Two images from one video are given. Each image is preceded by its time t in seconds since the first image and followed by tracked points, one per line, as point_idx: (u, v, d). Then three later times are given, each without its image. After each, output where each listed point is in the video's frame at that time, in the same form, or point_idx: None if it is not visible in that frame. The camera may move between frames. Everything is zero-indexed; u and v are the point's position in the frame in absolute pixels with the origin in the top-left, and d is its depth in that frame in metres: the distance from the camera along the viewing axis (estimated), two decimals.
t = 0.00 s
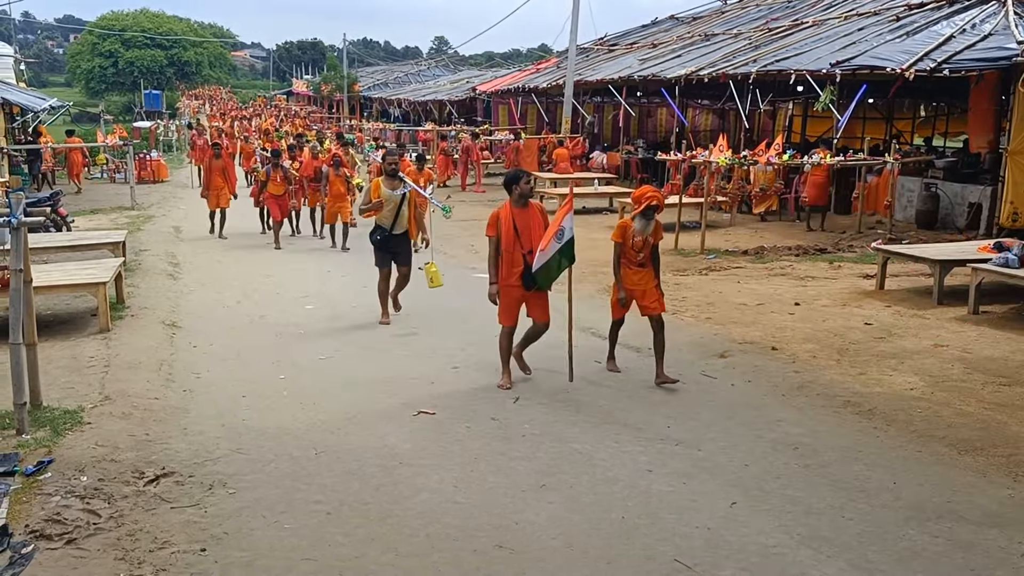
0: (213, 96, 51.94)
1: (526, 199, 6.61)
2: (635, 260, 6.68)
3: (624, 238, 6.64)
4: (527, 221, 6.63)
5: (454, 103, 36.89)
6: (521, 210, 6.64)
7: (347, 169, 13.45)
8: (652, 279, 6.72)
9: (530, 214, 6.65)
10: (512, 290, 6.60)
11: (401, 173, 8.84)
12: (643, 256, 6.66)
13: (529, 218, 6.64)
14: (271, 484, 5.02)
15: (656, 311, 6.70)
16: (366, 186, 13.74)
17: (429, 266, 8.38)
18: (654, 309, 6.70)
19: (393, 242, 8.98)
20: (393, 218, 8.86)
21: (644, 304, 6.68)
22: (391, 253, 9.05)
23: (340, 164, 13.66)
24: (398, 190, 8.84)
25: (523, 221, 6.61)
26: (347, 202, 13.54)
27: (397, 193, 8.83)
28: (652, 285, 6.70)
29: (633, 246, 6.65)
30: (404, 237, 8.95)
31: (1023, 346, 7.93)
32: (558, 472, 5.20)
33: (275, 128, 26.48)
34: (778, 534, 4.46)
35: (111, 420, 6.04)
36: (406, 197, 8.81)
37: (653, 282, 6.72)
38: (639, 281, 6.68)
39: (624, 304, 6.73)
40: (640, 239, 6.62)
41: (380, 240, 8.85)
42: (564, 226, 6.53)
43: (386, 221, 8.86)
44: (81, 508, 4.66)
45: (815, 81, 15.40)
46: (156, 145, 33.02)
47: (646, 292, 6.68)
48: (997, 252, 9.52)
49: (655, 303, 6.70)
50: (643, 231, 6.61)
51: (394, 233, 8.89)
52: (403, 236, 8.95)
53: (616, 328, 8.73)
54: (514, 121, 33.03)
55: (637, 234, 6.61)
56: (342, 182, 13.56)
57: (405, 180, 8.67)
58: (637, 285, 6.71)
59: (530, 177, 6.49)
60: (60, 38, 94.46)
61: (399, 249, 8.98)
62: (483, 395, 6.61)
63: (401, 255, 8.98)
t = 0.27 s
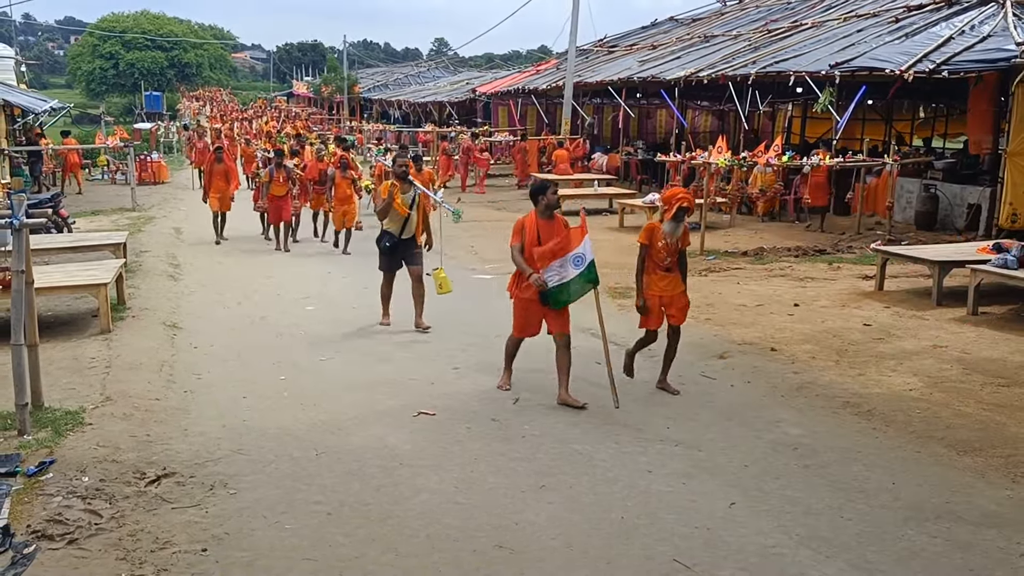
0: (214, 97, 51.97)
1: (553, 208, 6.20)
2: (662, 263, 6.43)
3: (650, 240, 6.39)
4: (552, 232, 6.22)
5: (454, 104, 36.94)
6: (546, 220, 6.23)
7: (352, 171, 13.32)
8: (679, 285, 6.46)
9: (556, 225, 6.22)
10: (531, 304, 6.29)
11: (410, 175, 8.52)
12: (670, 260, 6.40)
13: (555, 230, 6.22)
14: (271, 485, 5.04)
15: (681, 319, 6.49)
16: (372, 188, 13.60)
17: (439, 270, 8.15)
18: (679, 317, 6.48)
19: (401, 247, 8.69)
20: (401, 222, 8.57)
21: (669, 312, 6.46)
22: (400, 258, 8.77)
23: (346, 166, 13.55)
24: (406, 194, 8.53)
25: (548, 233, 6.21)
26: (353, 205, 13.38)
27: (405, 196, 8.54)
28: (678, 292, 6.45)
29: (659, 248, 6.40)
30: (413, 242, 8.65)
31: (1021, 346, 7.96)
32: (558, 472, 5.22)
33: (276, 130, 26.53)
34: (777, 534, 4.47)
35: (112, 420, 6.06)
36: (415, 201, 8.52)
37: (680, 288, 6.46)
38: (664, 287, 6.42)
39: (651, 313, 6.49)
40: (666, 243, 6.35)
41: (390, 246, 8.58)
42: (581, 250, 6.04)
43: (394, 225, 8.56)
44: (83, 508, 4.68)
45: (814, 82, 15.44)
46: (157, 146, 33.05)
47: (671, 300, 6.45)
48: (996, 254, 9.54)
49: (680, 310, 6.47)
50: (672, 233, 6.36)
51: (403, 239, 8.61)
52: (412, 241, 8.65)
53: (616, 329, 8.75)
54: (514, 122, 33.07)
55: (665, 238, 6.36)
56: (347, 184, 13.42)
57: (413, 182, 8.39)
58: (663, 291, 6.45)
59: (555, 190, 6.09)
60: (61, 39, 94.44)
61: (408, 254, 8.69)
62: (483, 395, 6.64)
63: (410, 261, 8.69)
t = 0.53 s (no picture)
0: (215, 99, 51.94)
1: (587, 207, 6.07)
2: (684, 273, 6.11)
3: (671, 249, 6.13)
4: (584, 232, 6.07)
5: (455, 106, 36.93)
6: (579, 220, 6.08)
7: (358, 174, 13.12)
8: (702, 295, 6.18)
9: (588, 225, 6.08)
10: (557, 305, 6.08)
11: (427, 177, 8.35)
12: (693, 271, 6.11)
13: (587, 230, 6.08)
14: (273, 486, 5.04)
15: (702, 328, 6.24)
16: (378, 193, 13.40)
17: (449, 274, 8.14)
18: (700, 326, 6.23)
19: (416, 251, 8.56)
20: (416, 226, 8.41)
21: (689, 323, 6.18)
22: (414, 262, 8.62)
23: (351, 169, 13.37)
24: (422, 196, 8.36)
25: (580, 233, 6.06)
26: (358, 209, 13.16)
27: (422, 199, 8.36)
28: (701, 303, 6.17)
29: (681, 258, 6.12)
30: (428, 246, 8.52)
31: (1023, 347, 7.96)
32: (559, 473, 5.22)
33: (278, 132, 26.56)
34: (779, 535, 4.48)
35: (114, 422, 6.07)
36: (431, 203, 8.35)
37: (703, 298, 6.19)
38: (687, 297, 6.12)
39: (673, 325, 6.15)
40: (689, 252, 6.08)
41: (405, 249, 8.44)
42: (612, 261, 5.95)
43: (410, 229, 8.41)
44: (85, 509, 4.69)
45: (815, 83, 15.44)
46: (158, 148, 33.02)
47: (693, 311, 6.14)
48: (997, 255, 9.54)
49: (700, 320, 6.21)
50: (693, 243, 6.08)
51: (418, 243, 8.46)
52: (427, 246, 8.51)
53: (618, 331, 8.75)
54: (515, 124, 33.11)
55: (686, 247, 6.08)
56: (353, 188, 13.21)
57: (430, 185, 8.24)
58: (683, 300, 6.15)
59: (592, 188, 5.95)
60: (63, 42, 94.58)
61: (423, 258, 8.55)
62: (485, 396, 6.64)
63: (424, 265, 8.56)
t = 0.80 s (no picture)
0: (218, 102, 51.98)
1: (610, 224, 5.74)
2: (710, 280, 5.91)
3: (694, 256, 5.88)
4: (608, 248, 5.78)
5: (457, 109, 37.00)
6: (601, 237, 5.76)
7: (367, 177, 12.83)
8: (729, 300, 5.99)
9: (611, 240, 5.79)
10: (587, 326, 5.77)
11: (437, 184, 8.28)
12: (720, 275, 5.90)
13: (610, 245, 5.79)
14: (278, 487, 5.06)
15: (728, 339, 6.06)
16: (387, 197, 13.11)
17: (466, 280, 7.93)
18: (727, 336, 6.06)
19: (427, 257, 8.14)
20: (428, 229, 8.10)
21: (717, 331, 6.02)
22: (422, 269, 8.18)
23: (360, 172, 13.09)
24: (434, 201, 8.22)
25: (603, 250, 5.76)
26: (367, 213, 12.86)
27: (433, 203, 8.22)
28: (729, 308, 5.99)
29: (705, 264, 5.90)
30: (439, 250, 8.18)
31: None
32: (563, 475, 5.23)
33: (280, 135, 26.60)
34: (782, 536, 4.49)
35: (119, 423, 6.09)
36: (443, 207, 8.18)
37: (730, 304, 6.00)
38: (715, 304, 5.94)
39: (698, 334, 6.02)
40: (713, 257, 5.86)
41: (417, 251, 8.02)
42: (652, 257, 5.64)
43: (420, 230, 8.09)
44: (90, 511, 4.70)
45: (818, 86, 15.45)
46: (161, 151, 33.06)
47: (721, 318, 5.98)
48: (1000, 257, 9.56)
49: (728, 328, 6.03)
50: (716, 248, 5.86)
51: (430, 246, 8.10)
52: (438, 249, 8.16)
53: (619, 332, 8.76)
54: (517, 127, 33.14)
55: (711, 253, 5.85)
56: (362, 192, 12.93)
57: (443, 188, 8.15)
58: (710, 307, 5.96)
59: (614, 203, 5.62)
60: (66, 45, 94.81)
61: (433, 264, 8.18)
62: (488, 399, 6.65)
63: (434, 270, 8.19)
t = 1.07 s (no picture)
0: (220, 103, 52.05)
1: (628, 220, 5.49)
2: (731, 287, 5.75)
3: (715, 262, 5.70)
4: (628, 247, 5.53)
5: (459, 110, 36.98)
6: (621, 234, 5.51)
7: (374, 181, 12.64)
8: (751, 308, 5.78)
9: (631, 239, 5.55)
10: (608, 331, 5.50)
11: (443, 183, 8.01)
12: (740, 282, 5.73)
13: (630, 244, 5.54)
14: (280, 489, 5.05)
15: (755, 347, 5.71)
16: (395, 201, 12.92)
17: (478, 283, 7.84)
18: (753, 343, 5.71)
19: (435, 262, 8.07)
20: (436, 234, 7.98)
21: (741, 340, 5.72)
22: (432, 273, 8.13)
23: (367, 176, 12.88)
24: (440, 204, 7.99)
25: (625, 249, 5.50)
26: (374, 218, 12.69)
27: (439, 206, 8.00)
28: (751, 316, 5.75)
29: (725, 271, 5.72)
30: (448, 254, 8.07)
31: None
32: (565, 476, 5.22)
33: (283, 135, 26.61)
34: (785, 538, 4.47)
35: (121, 425, 6.08)
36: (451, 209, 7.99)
37: (753, 312, 5.76)
38: (737, 311, 5.75)
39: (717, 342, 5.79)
40: (734, 264, 5.70)
41: (425, 258, 7.92)
42: (671, 265, 5.50)
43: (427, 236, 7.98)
44: (92, 512, 4.70)
45: (820, 86, 15.42)
46: (163, 152, 33.09)
47: (743, 325, 5.74)
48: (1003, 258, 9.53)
49: (754, 336, 5.71)
50: (738, 254, 5.68)
51: (437, 252, 8.00)
52: (446, 254, 8.07)
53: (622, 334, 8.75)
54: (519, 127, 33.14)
55: (732, 258, 5.69)
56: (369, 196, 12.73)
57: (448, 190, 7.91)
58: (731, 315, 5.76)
59: (634, 198, 5.42)
60: (69, 46, 94.91)
61: (442, 269, 8.08)
62: (490, 400, 6.64)
63: (444, 275, 8.10)
